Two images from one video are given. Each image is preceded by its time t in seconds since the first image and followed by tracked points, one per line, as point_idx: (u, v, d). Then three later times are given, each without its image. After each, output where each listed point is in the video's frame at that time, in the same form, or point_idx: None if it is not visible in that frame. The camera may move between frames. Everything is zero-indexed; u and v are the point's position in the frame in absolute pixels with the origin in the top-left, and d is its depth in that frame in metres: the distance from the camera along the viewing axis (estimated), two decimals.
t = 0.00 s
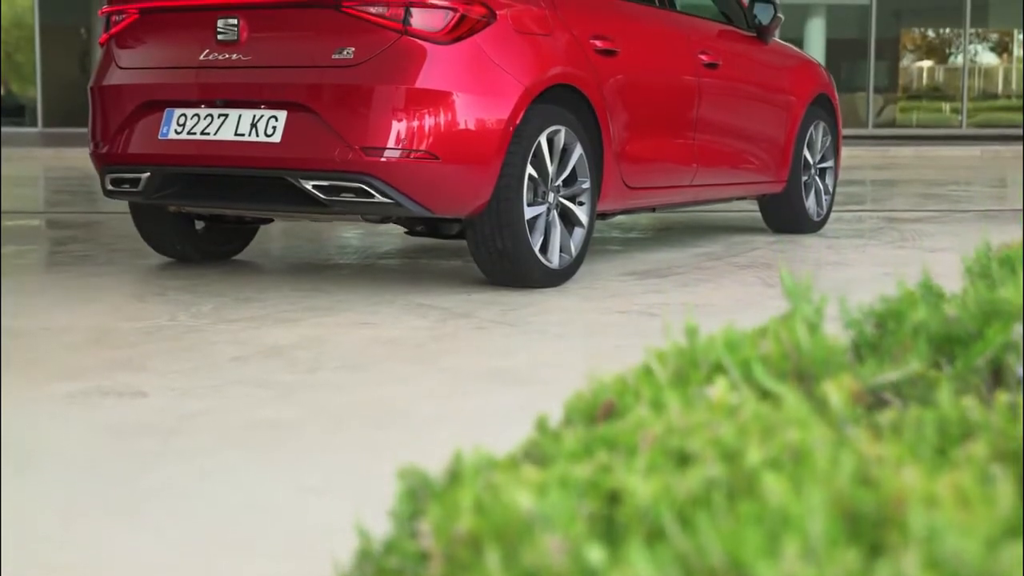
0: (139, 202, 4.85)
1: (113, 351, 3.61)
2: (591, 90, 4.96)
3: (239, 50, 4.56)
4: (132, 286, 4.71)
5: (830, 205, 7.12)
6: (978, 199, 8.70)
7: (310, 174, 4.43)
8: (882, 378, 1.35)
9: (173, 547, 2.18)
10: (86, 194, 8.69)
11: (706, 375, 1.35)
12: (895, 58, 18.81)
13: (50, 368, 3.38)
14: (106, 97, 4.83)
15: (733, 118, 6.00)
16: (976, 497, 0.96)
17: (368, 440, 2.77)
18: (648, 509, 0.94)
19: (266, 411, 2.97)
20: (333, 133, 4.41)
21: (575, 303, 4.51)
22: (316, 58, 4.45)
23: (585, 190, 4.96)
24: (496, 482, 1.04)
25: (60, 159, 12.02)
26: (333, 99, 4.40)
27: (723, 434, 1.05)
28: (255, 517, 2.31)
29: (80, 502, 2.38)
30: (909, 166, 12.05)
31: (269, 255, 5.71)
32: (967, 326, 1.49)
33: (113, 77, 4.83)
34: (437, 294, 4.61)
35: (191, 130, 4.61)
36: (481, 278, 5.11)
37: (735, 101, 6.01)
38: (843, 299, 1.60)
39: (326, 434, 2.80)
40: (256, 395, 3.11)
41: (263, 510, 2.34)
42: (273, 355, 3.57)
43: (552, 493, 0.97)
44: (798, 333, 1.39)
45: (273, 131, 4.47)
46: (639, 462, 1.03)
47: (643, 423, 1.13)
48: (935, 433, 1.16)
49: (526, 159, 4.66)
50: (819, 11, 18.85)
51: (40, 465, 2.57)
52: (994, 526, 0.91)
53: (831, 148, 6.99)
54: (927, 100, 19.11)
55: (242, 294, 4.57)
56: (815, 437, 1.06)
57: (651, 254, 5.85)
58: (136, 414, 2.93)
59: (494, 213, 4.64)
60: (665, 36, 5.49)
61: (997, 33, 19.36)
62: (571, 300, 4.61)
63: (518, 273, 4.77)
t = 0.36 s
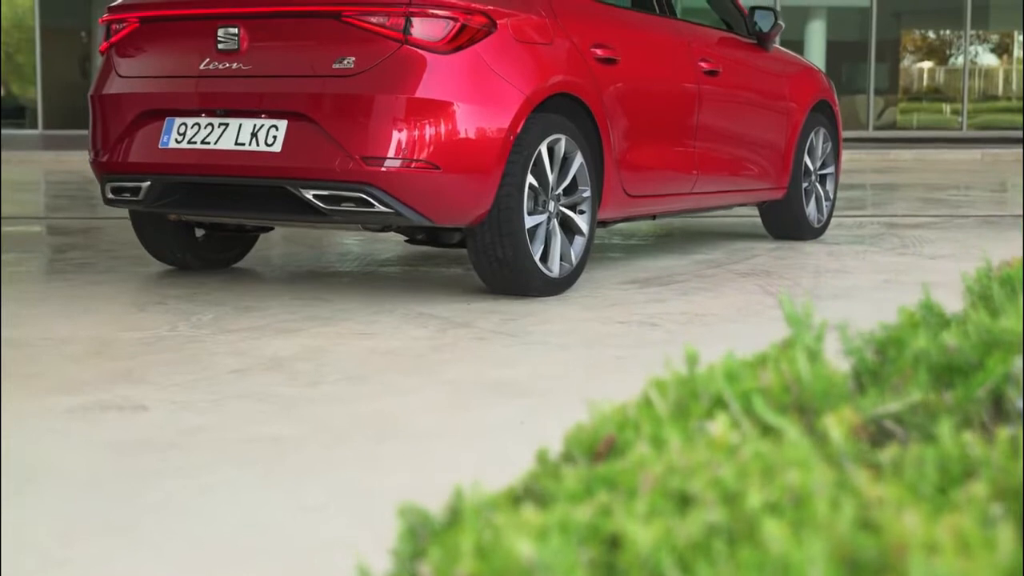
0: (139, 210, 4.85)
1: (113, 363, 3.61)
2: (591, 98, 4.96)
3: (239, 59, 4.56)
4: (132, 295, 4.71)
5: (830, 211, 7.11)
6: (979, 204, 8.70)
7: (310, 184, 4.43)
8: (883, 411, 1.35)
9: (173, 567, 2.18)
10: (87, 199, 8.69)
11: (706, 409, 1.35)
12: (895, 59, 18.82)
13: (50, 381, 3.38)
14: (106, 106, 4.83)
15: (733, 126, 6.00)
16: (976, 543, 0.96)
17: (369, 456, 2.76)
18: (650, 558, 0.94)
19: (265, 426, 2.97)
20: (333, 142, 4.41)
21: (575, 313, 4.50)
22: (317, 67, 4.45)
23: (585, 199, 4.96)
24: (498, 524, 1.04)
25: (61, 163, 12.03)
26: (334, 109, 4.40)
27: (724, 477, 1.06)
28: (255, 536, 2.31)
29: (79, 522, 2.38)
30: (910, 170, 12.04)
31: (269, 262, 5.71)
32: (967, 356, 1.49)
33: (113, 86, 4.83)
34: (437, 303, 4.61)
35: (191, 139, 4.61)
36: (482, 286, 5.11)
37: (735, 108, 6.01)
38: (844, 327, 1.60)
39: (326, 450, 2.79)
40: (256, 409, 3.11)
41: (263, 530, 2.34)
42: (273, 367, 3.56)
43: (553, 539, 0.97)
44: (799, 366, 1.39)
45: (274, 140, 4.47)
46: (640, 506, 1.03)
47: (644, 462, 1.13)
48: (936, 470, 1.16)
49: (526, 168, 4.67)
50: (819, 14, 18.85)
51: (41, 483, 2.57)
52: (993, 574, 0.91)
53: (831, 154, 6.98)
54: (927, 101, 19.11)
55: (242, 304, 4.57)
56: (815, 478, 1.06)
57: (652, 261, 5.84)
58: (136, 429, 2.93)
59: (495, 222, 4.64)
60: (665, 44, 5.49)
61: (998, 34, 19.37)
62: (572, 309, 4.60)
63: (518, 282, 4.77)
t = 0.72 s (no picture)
0: (140, 219, 4.86)
1: (113, 375, 3.61)
2: (592, 107, 4.96)
3: (239, 68, 4.56)
4: (133, 305, 4.71)
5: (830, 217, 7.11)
6: (979, 209, 8.70)
7: (311, 194, 4.43)
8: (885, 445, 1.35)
9: None
10: (87, 204, 8.70)
11: (707, 443, 1.35)
12: (895, 61, 18.84)
13: (50, 393, 3.38)
14: (106, 115, 4.83)
15: (733, 133, 6.00)
16: None
17: (370, 473, 2.77)
18: None
19: (266, 440, 2.97)
20: (334, 153, 4.41)
21: (575, 323, 4.50)
22: (317, 77, 4.45)
23: (586, 208, 4.96)
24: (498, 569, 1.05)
25: (62, 166, 12.03)
26: (334, 119, 4.39)
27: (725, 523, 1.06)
28: (256, 554, 2.31)
29: (80, 539, 2.38)
30: (910, 173, 12.05)
31: (270, 270, 5.71)
32: (969, 386, 1.49)
33: (113, 95, 4.83)
34: (438, 313, 4.61)
35: (191, 148, 4.61)
36: (482, 295, 5.11)
37: (735, 115, 6.01)
38: (846, 355, 1.60)
39: (327, 467, 2.79)
40: (257, 423, 3.11)
41: (263, 547, 2.34)
42: (274, 380, 3.56)
43: None
44: (800, 398, 1.39)
45: (274, 150, 4.47)
46: (640, 554, 1.04)
47: (644, 504, 1.13)
48: (936, 510, 1.17)
49: (526, 177, 4.67)
50: (819, 16, 18.86)
51: (41, 499, 2.57)
52: None
53: (832, 161, 6.99)
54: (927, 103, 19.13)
55: (243, 313, 4.57)
56: (816, 524, 1.07)
57: (652, 269, 5.85)
58: (137, 444, 2.93)
59: (496, 232, 4.65)
60: (665, 52, 5.49)
61: (998, 35, 19.38)
62: (572, 318, 4.60)
63: (519, 292, 4.77)
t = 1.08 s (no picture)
0: (140, 230, 4.86)
1: (113, 390, 3.61)
2: (592, 117, 4.96)
3: (240, 80, 4.56)
4: (133, 316, 4.71)
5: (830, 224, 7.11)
6: (980, 215, 8.71)
7: (311, 206, 4.43)
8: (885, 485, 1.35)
9: None
10: (88, 209, 8.71)
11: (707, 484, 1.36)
12: (895, 63, 18.86)
13: (50, 410, 3.38)
14: (106, 126, 4.83)
15: (734, 142, 6.00)
16: None
17: (370, 493, 2.77)
18: None
19: (266, 459, 2.97)
20: (334, 165, 4.41)
21: (575, 335, 4.50)
22: (317, 88, 4.44)
23: (586, 218, 4.97)
24: None
25: (62, 170, 12.04)
26: (335, 131, 4.39)
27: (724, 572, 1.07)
28: None
29: (80, 562, 2.38)
30: (911, 177, 12.06)
31: (269, 279, 5.70)
32: (969, 424, 1.49)
33: (113, 106, 4.82)
34: (438, 324, 4.61)
35: (191, 160, 4.61)
36: (483, 306, 5.11)
37: (735, 124, 6.01)
38: (846, 390, 1.60)
39: (328, 487, 2.79)
40: (257, 441, 3.11)
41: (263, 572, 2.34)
42: (274, 395, 3.56)
43: None
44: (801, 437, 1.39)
45: (274, 162, 4.47)
46: None
47: (645, 551, 1.14)
48: (937, 557, 1.17)
49: (526, 189, 4.67)
50: (819, 18, 18.88)
51: (41, 521, 2.57)
52: None
53: (832, 168, 6.99)
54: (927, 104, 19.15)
55: (243, 325, 4.57)
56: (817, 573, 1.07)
57: (652, 278, 5.85)
58: (137, 463, 2.94)
59: (496, 243, 4.65)
60: (665, 62, 5.49)
61: (999, 37, 19.40)
62: (572, 330, 4.60)
63: (519, 303, 4.77)
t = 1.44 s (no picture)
0: (140, 240, 4.86)
1: (114, 404, 3.61)
2: (592, 128, 4.96)
3: (240, 91, 4.56)
4: (133, 326, 4.71)
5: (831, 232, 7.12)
6: (980, 220, 8.71)
7: (311, 217, 4.43)
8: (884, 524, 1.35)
9: None
10: (88, 215, 8.72)
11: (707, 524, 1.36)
12: (896, 65, 18.88)
13: (50, 424, 3.38)
14: (107, 136, 4.83)
15: (734, 150, 6.00)
16: None
17: (370, 512, 2.77)
18: None
19: (266, 476, 2.98)
20: (335, 176, 4.41)
21: (575, 346, 4.50)
22: (318, 100, 4.44)
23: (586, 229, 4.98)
24: None
25: (62, 174, 12.06)
26: (335, 143, 4.39)
27: None
28: None
29: None
30: (911, 181, 12.07)
31: (269, 288, 5.70)
32: (968, 461, 1.49)
33: (114, 116, 4.82)
34: (438, 336, 4.61)
35: (192, 171, 4.61)
36: (483, 316, 5.11)
37: (736, 132, 6.01)
38: (845, 423, 1.61)
39: (328, 505, 2.80)
40: (257, 457, 3.11)
41: None
42: (275, 410, 3.56)
43: None
44: (801, 476, 1.39)
45: (274, 173, 4.47)
46: None
47: None
48: None
49: (527, 200, 4.68)
50: (819, 20, 18.89)
51: (41, 540, 2.57)
52: None
53: (832, 176, 6.99)
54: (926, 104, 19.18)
55: (243, 336, 4.57)
56: None
57: (652, 286, 5.85)
58: (137, 480, 2.94)
59: (497, 254, 4.65)
60: (665, 71, 5.48)
61: (999, 38, 19.44)
62: (573, 341, 4.60)
63: (519, 314, 4.78)
